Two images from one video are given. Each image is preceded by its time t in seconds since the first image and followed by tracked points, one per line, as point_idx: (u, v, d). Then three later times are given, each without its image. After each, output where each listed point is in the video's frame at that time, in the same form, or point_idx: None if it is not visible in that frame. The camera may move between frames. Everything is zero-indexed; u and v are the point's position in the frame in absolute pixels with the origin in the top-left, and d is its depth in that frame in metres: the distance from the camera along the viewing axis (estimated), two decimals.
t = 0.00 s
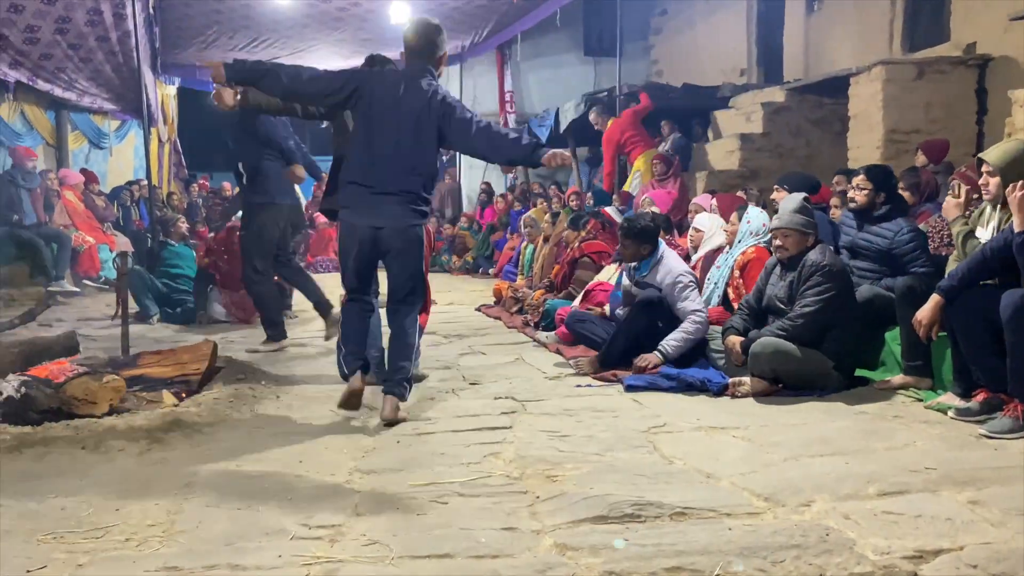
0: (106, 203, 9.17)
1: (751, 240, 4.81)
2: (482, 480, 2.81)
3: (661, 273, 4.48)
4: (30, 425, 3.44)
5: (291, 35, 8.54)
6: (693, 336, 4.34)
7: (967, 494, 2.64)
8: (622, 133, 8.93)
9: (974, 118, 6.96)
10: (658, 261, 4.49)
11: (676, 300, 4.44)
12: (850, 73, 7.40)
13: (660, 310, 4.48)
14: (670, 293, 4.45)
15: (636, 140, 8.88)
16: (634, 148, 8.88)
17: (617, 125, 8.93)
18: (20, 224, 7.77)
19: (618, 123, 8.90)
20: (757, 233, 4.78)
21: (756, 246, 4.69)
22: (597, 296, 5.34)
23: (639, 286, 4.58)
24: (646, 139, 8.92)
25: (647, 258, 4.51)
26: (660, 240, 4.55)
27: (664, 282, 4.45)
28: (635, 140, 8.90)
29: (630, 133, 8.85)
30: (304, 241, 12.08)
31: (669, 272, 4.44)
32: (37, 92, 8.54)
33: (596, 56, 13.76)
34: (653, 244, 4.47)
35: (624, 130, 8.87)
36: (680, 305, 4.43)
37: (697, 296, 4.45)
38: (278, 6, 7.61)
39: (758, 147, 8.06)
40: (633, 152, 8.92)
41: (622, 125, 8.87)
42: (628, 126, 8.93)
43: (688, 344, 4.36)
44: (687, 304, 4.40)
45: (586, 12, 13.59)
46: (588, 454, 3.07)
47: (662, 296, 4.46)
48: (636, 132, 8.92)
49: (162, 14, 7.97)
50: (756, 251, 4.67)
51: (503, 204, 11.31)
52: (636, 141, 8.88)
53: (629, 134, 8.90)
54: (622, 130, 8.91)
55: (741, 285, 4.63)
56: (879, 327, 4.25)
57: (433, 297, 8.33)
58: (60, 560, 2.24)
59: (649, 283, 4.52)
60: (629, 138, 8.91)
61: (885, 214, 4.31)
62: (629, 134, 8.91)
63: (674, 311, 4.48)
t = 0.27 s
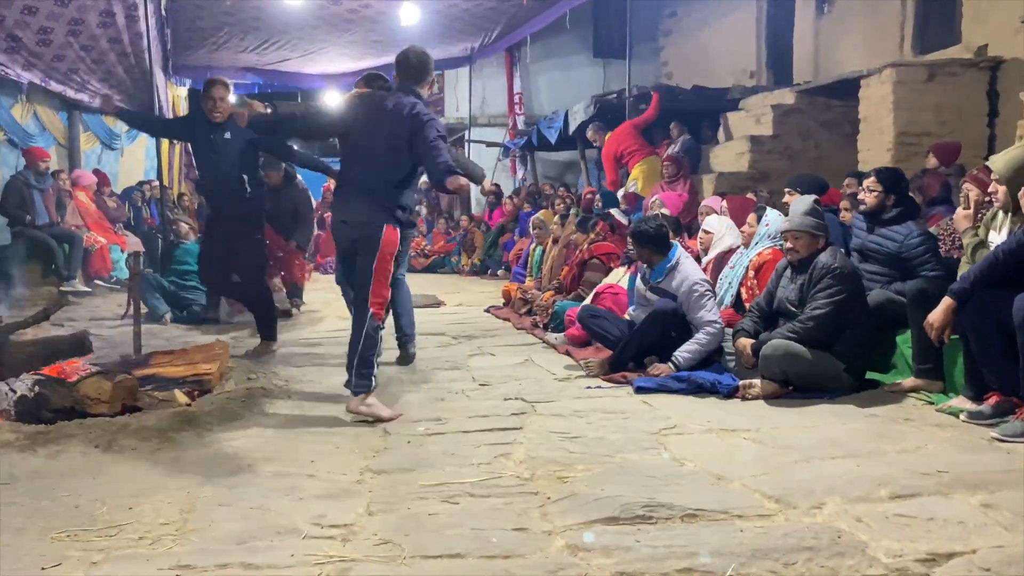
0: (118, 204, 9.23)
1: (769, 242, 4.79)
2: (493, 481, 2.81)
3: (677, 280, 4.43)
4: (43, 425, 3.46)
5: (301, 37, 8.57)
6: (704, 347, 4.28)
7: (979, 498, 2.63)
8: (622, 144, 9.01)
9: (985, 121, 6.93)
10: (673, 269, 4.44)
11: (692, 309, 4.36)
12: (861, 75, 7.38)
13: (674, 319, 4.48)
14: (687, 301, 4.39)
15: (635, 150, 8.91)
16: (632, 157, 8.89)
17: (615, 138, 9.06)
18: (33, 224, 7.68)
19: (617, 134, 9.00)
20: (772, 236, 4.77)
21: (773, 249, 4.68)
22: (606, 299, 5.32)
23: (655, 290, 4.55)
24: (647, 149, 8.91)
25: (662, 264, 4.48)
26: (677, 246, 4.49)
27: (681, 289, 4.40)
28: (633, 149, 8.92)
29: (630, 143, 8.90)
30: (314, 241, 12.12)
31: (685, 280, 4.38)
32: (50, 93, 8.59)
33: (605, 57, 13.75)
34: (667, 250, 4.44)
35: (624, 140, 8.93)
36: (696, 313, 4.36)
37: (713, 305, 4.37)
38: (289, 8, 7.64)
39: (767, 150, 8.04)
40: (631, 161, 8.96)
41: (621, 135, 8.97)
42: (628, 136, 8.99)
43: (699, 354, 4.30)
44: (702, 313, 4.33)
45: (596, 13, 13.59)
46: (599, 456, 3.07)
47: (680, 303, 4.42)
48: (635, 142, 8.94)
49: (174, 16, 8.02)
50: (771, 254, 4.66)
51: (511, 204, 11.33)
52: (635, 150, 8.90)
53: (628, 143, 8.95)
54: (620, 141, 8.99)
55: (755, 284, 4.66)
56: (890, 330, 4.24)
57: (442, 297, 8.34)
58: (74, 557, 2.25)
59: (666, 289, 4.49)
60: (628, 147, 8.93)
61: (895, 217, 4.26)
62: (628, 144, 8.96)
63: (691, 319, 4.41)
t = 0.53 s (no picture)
0: (127, 207, 9.28)
1: (776, 248, 4.79)
2: (500, 486, 2.81)
3: (689, 284, 4.45)
4: (53, 427, 3.48)
5: (310, 41, 8.60)
6: (717, 348, 4.25)
7: (989, 504, 2.62)
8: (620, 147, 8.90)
9: (994, 125, 6.91)
10: (686, 272, 4.47)
11: (707, 312, 4.35)
12: (870, 80, 7.36)
13: (679, 326, 4.45)
14: (700, 304, 4.39)
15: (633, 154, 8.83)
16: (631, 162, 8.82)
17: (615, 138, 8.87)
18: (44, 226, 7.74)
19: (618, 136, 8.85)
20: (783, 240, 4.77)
21: (779, 254, 4.72)
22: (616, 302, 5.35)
23: (667, 295, 4.59)
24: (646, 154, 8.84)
25: (672, 268, 4.51)
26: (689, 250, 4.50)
27: (694, 292, 4.41)
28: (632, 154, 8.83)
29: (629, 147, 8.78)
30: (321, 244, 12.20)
31: (697, 283, 4.40)
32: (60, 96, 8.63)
33: (613, 61, 13.75)
34: (678, 254, 4.46)
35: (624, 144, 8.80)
36: (710, 317, 4.35)
37: (727, 309, 4.35)
38: (298, 12, 7.67)
39: (775, 154, 8.03)
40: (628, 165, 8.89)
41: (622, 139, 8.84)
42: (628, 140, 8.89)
43: (711, 357, 4.27)
44: (715, 316, 4.32)
45: (604, 17, 13.60)
46: (607, 460, 3.07)
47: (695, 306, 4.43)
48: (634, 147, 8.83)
49: (183, 20, 8.05)
50: (778, 259, 4.71)
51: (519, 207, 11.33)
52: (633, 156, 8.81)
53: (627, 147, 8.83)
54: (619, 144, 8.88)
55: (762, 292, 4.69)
56: (899, 335, 4.22)
57: (450, 301, 8.35)
58: (85, 560, 2.26)
59: (680, 292, 4.52)
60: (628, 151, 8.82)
61: (905, 222, 4.27)
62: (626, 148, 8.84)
63: (706, 322, 4.40)
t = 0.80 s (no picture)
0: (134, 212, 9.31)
1: (774, 257, 4.78)
2: (504, 494, 2.81)
3: (691, 290, 4.45)
4: (59, 433, 3.49)
5: (316, 46, 8.62)
6: (733, 348, 4.24)
7: (995, 514, 2.60)
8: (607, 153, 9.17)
9: (1001, 131, 6.89)
10: (686, 277, 4.47)
11: (715, 315, 4.34)
12: (876, 86, 7.35)
13: (685, 334, 4.43)
14: (707, 308, 4.38)
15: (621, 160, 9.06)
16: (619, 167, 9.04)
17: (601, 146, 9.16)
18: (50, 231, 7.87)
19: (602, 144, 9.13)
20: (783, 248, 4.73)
21: (777, 261, 4.70)
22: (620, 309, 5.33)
23: (670, 302, 4.60)
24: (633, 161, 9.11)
25: (672, 276, 4.51)
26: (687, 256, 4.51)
27: (697, 297, 4.42)
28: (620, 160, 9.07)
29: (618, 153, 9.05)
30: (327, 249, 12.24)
31: (698, 288, 4.40)
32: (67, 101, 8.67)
33: (620, 66, 13.74)
34: (677, 262, 4.46)
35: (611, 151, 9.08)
36: (717, 319, 4.34)
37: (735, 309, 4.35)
38: (305, 18, 7.69)
39: (781, 160, 8.02)
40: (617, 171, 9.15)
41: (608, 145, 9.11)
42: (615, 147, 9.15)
43: (729, 357, 4.25)
44: (722, 317, 4.32)
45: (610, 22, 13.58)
46: (611, 468, 3.06)
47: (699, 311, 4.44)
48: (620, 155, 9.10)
49: (190, 26, 8.09)
50: (778, 266, 4.67)
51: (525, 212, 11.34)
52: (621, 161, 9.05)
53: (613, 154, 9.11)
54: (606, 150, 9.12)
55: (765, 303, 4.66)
56: (904, 343, 4.20)
57: (456, 306, 8.35)
58: (88, 567, 2.27)
59: (682, 299, 4.53)
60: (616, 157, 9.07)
61: (909, 229, 4.26)
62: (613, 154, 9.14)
63: (714, 324, 4.38)
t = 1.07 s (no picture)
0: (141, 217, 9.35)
1: (768, 264, 4.77)
2: (508, 500, 2.81)
3: (683, 297, 4.45)
4: (65, 438, 3.50)
5: (322, 52, 8.65)
6: (732, 358, 4.23)
7: (1001, 522, 2.59)
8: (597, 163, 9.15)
9: (1007, 137, 6.88)
10: (678, 286, 4.45)
11: (709, 323, 4.34)
12: (881, 91, 7.34)
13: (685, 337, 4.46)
14: (700, 315, 4.39)
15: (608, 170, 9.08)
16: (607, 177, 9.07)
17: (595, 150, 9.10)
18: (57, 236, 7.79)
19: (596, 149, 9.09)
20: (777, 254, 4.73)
21: (771, 268, 4.71)
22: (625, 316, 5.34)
23: (667, 311, 4.58)
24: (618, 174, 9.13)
25: (665, 283, 4.50)
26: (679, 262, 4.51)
27: (690, 304, 4.42)
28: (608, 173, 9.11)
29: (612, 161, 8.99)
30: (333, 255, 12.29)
31: (690, 295, 4.40)
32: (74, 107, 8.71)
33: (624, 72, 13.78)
34: (669, 268, 4.45)
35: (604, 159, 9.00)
36: (713, 325, 4.33)
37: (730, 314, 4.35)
38: (311, 25, 7.72)
39: (787, 165, 8.01)
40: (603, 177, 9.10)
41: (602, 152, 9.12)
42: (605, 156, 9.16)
43: (734, 369, 4.24)
44: (719, 322, 4.32)
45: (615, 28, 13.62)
46: (616, 475, 3.06)
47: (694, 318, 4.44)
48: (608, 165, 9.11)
49: (196, 32, 8.12)
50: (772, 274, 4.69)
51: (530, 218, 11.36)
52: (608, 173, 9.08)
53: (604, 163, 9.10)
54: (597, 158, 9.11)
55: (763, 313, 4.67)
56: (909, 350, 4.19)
57: (461, 311, 8.36)
58: (94, 573, 2.27)
59: (675, 307, 4.51)
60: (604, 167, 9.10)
61: (915, 235, 4.24)
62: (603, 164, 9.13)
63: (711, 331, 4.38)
